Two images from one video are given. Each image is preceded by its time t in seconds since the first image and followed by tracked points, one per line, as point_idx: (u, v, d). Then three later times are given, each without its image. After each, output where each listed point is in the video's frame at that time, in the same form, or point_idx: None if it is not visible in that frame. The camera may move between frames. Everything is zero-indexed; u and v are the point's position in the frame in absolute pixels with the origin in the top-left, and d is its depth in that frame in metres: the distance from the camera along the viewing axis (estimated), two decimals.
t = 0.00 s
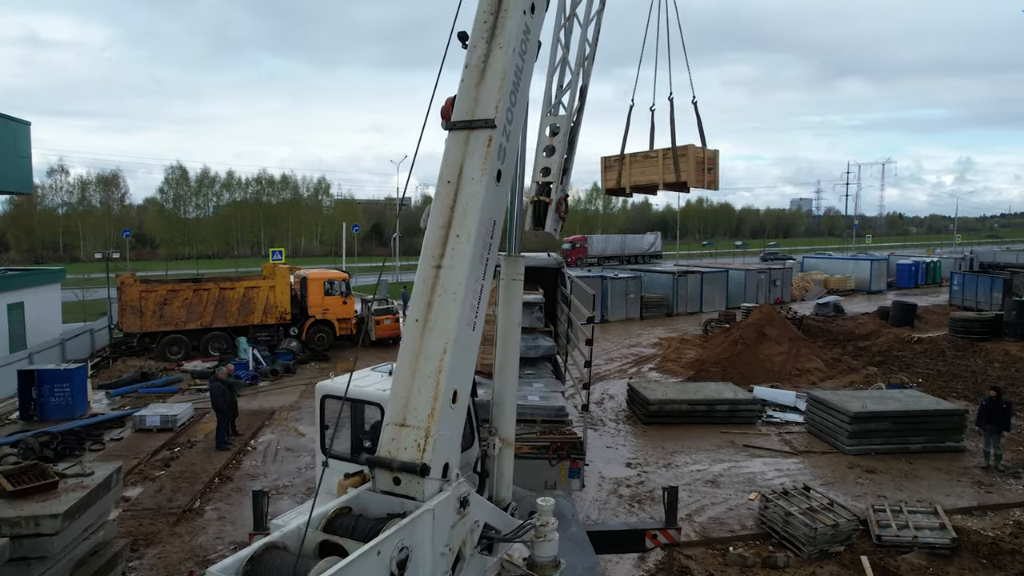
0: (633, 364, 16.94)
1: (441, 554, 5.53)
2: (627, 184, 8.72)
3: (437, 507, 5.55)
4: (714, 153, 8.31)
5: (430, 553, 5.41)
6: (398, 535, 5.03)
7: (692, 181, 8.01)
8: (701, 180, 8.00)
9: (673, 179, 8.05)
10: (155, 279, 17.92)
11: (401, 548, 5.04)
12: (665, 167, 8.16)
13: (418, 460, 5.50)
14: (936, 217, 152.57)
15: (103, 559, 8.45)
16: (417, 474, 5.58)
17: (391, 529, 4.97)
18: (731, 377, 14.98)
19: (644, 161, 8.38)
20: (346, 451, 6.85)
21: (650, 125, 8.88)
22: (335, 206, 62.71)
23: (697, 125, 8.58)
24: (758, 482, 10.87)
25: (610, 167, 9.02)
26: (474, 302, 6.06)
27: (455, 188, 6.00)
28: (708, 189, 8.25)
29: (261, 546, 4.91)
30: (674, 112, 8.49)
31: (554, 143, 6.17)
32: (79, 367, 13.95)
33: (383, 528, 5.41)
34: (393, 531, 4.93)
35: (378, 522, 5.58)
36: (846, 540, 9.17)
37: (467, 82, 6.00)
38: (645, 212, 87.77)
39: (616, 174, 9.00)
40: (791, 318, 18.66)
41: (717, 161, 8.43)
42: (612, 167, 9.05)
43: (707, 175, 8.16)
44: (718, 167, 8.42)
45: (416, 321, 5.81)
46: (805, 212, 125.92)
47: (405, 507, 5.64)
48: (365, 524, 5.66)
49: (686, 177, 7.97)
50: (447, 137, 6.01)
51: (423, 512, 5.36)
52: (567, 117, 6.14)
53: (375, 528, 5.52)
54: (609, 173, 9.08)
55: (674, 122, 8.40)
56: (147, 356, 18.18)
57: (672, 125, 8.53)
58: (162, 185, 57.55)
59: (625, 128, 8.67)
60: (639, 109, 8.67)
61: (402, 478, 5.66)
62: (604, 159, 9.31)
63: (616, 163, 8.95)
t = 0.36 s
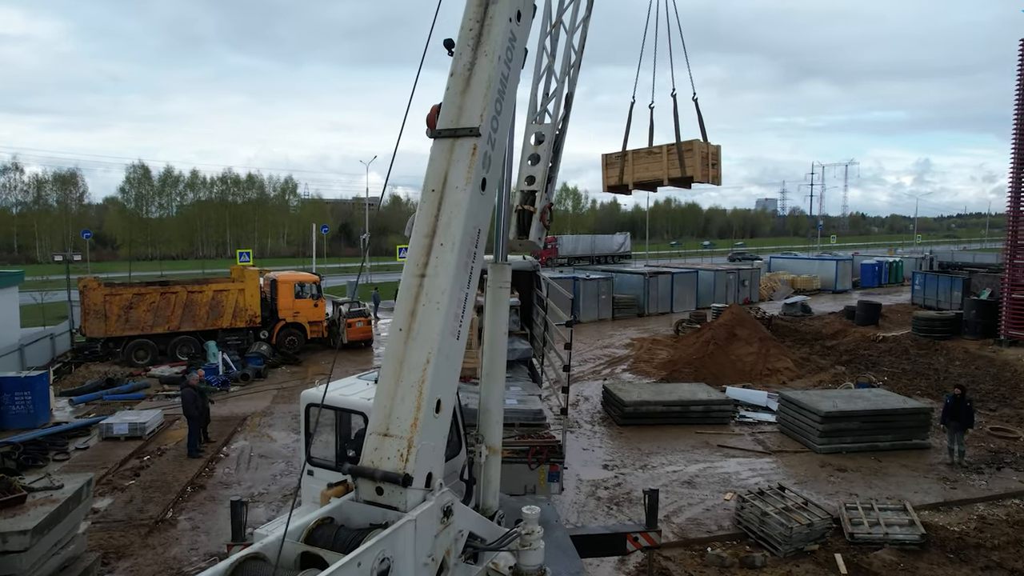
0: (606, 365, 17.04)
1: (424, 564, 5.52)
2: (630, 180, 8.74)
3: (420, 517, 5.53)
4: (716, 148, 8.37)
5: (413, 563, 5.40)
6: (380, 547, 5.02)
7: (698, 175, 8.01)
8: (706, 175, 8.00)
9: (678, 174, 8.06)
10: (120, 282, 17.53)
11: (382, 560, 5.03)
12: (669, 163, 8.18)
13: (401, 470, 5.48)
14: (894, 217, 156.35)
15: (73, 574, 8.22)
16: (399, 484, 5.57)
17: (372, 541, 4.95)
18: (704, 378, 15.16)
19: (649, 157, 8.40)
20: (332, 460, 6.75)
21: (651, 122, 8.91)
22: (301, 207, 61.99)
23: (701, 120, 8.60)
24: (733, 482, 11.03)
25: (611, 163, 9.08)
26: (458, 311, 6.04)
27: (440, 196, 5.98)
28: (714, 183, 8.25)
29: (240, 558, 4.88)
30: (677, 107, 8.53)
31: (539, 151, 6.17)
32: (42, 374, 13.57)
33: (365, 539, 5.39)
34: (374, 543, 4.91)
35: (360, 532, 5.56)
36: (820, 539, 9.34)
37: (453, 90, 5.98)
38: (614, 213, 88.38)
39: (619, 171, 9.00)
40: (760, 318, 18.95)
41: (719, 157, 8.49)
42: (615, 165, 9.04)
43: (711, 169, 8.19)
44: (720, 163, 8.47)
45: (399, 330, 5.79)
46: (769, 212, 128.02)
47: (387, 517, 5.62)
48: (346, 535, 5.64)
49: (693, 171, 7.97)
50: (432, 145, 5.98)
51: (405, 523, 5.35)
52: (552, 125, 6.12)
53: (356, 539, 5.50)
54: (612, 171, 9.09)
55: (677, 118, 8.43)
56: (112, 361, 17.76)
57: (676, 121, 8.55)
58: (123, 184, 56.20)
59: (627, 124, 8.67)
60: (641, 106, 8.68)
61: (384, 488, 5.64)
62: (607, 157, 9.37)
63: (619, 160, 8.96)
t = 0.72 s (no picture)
0: (581, 366, 17.13)
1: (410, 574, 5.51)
2: (632, 179, 8.75)
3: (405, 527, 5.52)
4: (717, 147, 8.44)
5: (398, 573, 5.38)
6: (365, 558, 5.00)
7: (700, 174, 8.08)
8: (709, 174, 8.09)
9: (682, 172, 8.14)
10: (83, 286, 17.08)
11: (367, 571, 5.01)
12: (673, 162, 8.25)
13: (386, 480, 5.46)
14: (855, 216, 159.76)
15: None
16: (385, 494, 5.54)
17: (357, 552, 4.94)
18: (678, 378, 15.33)
19: (652, 156, 8.45)
20: (318, 469, 6.66)
21: (652, 121, 8.96)
22: (268, 208, 61.18)
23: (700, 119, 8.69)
24: (709, 482, 11.18)
25: (612, 161, 9.06)
26: (444, 319, 6.01)
27: (426, 204, 5.95)
28: (716, 182, 8.33)
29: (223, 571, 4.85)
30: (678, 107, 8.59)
31: (526, 159, 6.15)
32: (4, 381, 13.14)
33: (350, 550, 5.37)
34: (359, 554, 4.90)
35: (346, 543, 5.54)
36: (796, 537, 9.51)
37: (440, 97, 5.94)
38: (582, 212, 88.77)
39: (620, 169, 8.97)
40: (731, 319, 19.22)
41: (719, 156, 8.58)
42: (617, 163, 8.97)
43: (713, 168, 8.26)
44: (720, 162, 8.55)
45: (385, 339, 5.75)
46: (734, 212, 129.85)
47: (373, 528, 5.59)
48: (331, 545, 5.61)
49: (697, 170, 8.04)
50: (418, 152, 5.95)
51: (391, 533, 5.32)
52: (540, 132, 6.10)
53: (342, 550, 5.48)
54: (612, 170, 9.06)
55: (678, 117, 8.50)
56: (75, 367, 17.30)
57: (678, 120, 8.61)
58: (82, 183, 54.72)
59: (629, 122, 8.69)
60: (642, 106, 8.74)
61: (370, 498, 5.61)
62: (606, 155, 9.25)
63: (619, 159, 8.95)
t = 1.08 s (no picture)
0: (556, 367, 17.18)
1: None
2: (630, 182, 8.74)
3: (391, 538, 5.49)
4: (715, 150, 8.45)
5: None
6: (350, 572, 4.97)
7: (701, 179, 8.10)
8: (710, 179, 8.10)
9: (683, 176, 8.17)
10: (45, 290, 16.60)
11: None
12: (673, 166, 8.26)
13: (372, 491, 5.42)
14: (817, 216, 163.02)
15: None
16: (371, 505, 5.50)
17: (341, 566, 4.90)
18: (652, 379, 15.47)
19: (651, 160, 8.45)
20: (305, 479, 6.59)
21: (650, 124, 8.94)
22: (234, 208, 60.28)
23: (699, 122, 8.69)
24: (687, 483, 11.30)
25: (610, 164, 9.03)
26: (432, 327, 5.98)
27: (413, 212, 5.91)
28: (717, 186, 8.35)
29: None
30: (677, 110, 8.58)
31: (512, 166, 6.14)
32: None
33: (336, 562, 5.33)
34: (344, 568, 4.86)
35: (332, 555, 5.49)
36: (773, 536, 9.66)
37: (426, 104, 5.91)
38: (552, 212, 89.06)
39: (619, 172, 8.97)
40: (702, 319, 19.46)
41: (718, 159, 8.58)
42: (615, 166, 8.97)
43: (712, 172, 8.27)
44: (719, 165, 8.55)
45: (371, 348, 5.71)
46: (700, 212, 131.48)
47: (359, 539, 5.56)
48: (317, 557, 5.56)
49: (698, 175, 8.04)
50: (405, 159, 5.91)
51: (376, 547, 5.29)
52: (527, 139, 6.10)
53: (328, 561, 5.44)
54: (611, 172, 9.05)
55: (678, 120, 8.49)
56: (36, 374, 16.83)
57: (678, 125, 8.63)
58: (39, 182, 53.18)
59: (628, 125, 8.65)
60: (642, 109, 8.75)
61: (356, 508, 5.57)
62: (604, 158, 9.27)
63: (618, 161, 8.94)
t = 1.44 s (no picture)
0: (532, 368, 17.21)
1: None
2: (627, 186, 8.67)
3: (378, 547, 5.45)
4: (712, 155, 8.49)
5: None
6: None
7: (699, 184, 8.14)
8: (708, 184, 8.14)
9: (681, 182, 8.23)
10: (8, 294, 16.19)
11: None
12: (671, 172, 8.31)
13: (360, 501, 5.38)
14: (783, 216, 165.57)
15: None
16: (358, 514, 5.46)
17: None
18: (629, 380, 15.59)
19: (649, 165, 8.44)
20: (292, 487, 6.52)
21: (647, 128, 8.86)
22: (202, 209, 59.31)
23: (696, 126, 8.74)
24: (666, 484, 11.41)
25: (606, 168, 8.94)
26: (419, 335, 5.94)
27: (400, 219, 5.87)
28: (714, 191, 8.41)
29: None
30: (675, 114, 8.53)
31: (500, 173, 6.11)
32: None
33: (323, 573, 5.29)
34: None
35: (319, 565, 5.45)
36: (752, 536, 9.80)
37: (413, 110, 5.87)
38: (524, 213, 89.16)
39: (615, 176, 8.90)
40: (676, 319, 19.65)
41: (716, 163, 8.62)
42: (611, 170, 8.89)
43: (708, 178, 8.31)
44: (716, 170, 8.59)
45: (358, 357, 5.67)
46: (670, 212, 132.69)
47: (346, 549, 5.51)
48: (304, 567, 5.52)
49: (697, 180, 8.07)
50: (392, 166, 5.87)
51: (364, 557, 5.25)
52: (515, 146, 6.07)
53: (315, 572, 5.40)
54: (607, 176, 8.96)
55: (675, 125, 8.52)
56: None
57: (675, 129, 8.62)
58: None
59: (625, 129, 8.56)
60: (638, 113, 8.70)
61: (343, 518, 5.53)
62: (599, 161, 9.18)
63: (615, 165, 8.83)
